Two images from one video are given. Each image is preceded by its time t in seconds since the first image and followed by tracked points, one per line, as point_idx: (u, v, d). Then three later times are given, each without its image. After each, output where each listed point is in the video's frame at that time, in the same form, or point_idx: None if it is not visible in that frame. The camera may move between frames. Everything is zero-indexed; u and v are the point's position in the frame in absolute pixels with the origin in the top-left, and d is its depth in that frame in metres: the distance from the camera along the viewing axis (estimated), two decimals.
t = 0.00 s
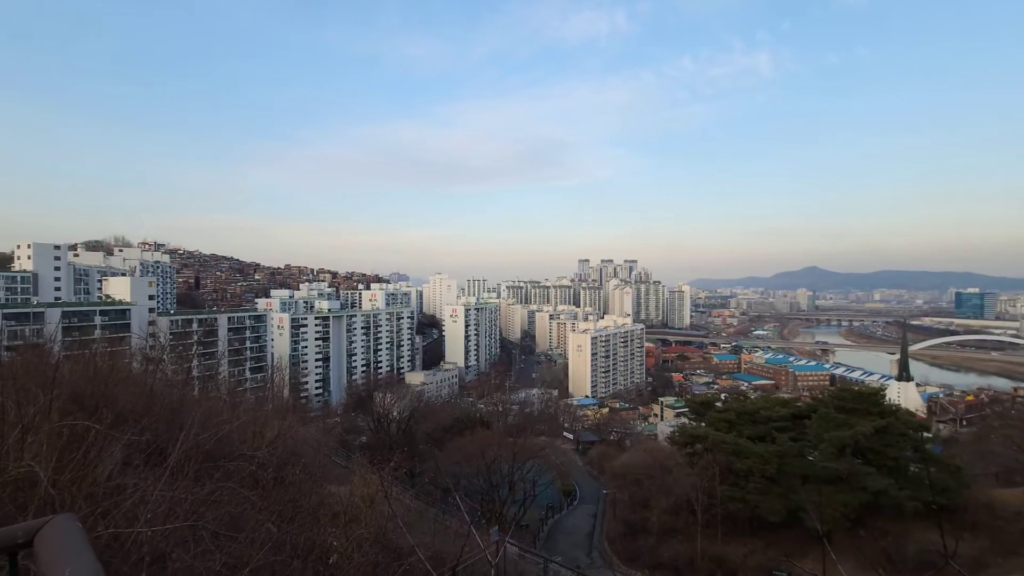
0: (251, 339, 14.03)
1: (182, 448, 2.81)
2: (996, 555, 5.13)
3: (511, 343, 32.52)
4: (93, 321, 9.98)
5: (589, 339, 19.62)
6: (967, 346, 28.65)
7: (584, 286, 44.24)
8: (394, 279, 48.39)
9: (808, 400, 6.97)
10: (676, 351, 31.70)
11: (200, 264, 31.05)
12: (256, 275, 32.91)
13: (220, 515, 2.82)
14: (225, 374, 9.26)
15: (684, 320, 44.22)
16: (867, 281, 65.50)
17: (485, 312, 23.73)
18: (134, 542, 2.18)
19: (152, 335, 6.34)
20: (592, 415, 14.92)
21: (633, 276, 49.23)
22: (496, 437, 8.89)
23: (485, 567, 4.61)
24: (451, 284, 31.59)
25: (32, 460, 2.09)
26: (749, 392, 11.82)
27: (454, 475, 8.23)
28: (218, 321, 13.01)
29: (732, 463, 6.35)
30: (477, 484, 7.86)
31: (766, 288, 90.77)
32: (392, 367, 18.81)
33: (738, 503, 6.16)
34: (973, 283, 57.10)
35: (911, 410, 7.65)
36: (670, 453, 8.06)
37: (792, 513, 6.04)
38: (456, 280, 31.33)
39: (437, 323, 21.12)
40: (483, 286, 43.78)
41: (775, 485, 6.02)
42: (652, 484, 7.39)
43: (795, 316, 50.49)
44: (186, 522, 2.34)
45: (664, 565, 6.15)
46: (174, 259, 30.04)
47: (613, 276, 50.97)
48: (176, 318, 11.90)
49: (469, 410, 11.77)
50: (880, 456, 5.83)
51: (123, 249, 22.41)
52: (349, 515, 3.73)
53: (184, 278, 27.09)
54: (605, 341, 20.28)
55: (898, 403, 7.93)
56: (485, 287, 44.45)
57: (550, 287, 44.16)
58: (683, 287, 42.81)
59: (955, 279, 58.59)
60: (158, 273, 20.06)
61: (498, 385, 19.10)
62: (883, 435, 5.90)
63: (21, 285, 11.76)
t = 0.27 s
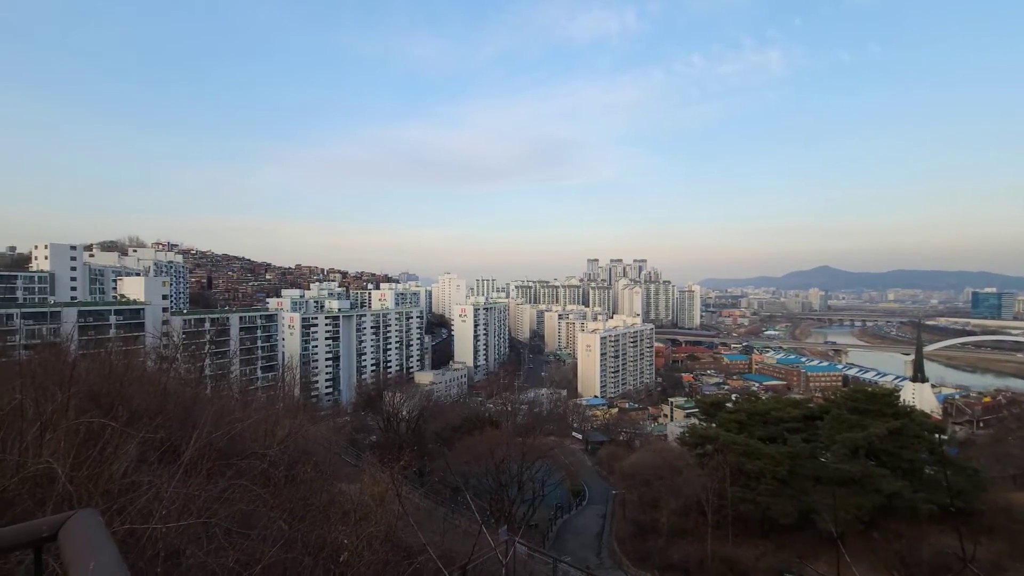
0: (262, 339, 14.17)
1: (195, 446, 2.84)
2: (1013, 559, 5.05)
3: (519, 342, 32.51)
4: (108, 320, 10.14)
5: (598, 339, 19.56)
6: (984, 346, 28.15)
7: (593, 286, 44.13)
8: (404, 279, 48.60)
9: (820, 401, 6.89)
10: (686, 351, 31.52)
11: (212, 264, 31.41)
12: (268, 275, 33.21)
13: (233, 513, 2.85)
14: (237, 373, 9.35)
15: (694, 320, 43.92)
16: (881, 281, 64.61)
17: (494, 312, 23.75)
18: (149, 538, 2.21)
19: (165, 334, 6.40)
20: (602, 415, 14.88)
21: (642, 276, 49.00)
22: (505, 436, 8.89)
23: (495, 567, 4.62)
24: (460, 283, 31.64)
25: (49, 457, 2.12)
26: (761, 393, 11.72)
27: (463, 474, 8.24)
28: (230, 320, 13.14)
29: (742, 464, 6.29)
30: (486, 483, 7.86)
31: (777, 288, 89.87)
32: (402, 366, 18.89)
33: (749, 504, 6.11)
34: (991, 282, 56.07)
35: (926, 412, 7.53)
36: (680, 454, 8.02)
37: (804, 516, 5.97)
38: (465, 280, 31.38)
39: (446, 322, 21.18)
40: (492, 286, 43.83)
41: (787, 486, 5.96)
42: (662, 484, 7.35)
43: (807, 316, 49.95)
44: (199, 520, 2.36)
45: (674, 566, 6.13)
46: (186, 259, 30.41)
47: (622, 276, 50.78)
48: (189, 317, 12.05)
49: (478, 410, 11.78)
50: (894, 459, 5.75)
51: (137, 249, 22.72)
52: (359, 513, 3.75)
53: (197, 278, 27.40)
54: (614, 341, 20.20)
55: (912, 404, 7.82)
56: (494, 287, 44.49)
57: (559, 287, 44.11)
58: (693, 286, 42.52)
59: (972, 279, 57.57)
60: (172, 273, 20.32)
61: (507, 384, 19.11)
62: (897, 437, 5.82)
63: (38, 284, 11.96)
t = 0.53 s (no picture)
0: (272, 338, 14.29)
1: (207, 444, 2.87)
2: None
3: (527, 342, 32.51)
4: (121, 319, 10.27)
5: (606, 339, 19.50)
6: (999, 347, 27.71)
7: (601, 286, 44.02)
8: (412, 279, 48.79)
9: (831, 401, 6.83)
10: (695, 351, 31.35)
11: (223, 264, 31.71)
12: (277, 275, 33.47)
13: (244, 510, 2.88)
14: (247, 372, 9.44)
15: (703, 320, 43.66)
16: (893, 280, 63.80)
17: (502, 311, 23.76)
18: (162, 535, 2.24)
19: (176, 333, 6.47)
20: (610, 415, 14.85)
21: (650, 276, 48.81)
22: (513, 436, 8.89)
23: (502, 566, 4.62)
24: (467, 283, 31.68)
25: (65, 454, 2.16)
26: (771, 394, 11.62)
27: (471, 474, 8.26)
28: (240, 320, 13.26)
29: (752, 465, 6.25)
30: (494, 483, 7.88)
31: (787, 288, 89.09)
32: (410, 366, 18.97)
33: (759, 506, 6.07)
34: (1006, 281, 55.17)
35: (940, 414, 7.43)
36: (688, 454, 7.99)
37: (815, 517, 5.93)
38: (472, 280, 31.42)
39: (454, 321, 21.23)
40: (500, 285, 43.86)
41: (797, 488, 5.92)
42: (670, 485, 7.32)
43: (817, 316, 49.47)
44: (211, 516, 2.39)
45: (683, 567, 6.12)
46: (197, 259, 30.74)
47: (630, 275, 50.59)
48: (200, 317, 12.18)
49: (486, 409, 11.79)
50: (906, 460, 5.69)
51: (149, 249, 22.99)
52: (368, 512, 3.76)
53: (208, 278, 27.69)
54: (622, 341, 20.13)
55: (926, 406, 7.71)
56: (502, 287, 44.52)
57: (567, 287, 44.08)
58: (702, 286, 42.26)
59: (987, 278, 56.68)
60: (183, 273, 20.55)
61: (515, 384, 19.12)
62: (909, 439, 5.75)
63: (53, 284, 12.15)
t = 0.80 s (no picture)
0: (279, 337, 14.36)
1: (214, 442, 2.90)
2: None
3: (533, 342, 32.52)
4: (130, 318, 10.37)
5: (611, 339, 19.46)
6: (1010, 347, 27.40)
7: (607, 285, 43.96)
8: (418, 279, 48.93)
9: (838, 402, 6.78)
10: (701, 350, 31.20)
11: (231, 264, 31.94)
12: (284, 274, 33.68)
13: (251, 508, 2.90)
14: (254, 371, 9.49)
15: (709, 320, 43.51)
16: (902, 280, 63.25)
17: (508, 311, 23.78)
18: (171, 532, 2.26)
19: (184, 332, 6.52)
20: (616, 415, 14.83)
21: (656, 275, 48.69)
22: (519, 436, 8.90)
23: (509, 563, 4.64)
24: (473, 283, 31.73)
25: (76, 451, 2.18)
26: (778, 394, 11.57)
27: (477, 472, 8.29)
28: (247, 319, 13.32)
29: (758, 465, 6.21)
30: (500, 482, 7.89)
31: (795, 288, 88.54)
32: (416, 365, 19.02)
33: (765, 506, 6.03)
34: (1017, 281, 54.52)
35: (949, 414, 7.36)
36: (694, 454, 7.96)
37: (822, 518, 5.89)
38: (478, 279, 31.46)
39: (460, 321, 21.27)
40: (505, 285, 43.89)
41: (804, 488, 5.88)
42: (676, 485, 7.29)
43: (825, 316, 49.15)
44: (219, 514, 2.41)
45: (689, 568, 6.10)
46: (205, 259, 30.94)
47: (636, 275, 50.51)
48: (208, 316, 12.27)
49: (491, 409, 11.81)
50: (915, 462, 5.64)
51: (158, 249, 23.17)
52: (374, 510, 3.78)
53: (215, 278, 27.90)
54: (628, 340, 20.09)
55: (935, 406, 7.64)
56: (507, 287, 44.55)
57: (572, 286, 44.08)
58: (708, 285, 42.10)
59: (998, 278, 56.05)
60: (191, 273, 20.71)
61: (520, 383, 19.13)
62: (918, 440, 5.70)
63: (63, 284, 12.28)
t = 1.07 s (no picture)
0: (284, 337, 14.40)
1: (220, 441, 2.92)
2: None
3: (537, 341, 32.51)
4: (136, 317, 10.44)
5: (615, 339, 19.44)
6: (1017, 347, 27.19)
7: (611, 285, 43.91)
8: (422, 279, 48.99)
9: (844, 402, 6.75)
10: (705, 350, 31.11)
11: (236, 264, 32.10)
12: (288, 274, 33.80)
13: (256, 507, 2.92)
14: (259, 371, 9.53)
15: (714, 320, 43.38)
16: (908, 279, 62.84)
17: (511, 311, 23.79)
18: (177, 530, 2.28)
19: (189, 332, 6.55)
20: (620, 415, 14.81)
21: (660, 275, 48.60)
22: (522, 435, 8.90)
23: (513, 563, 4.65)
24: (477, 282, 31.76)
25: (84, 450, 2.20)
26: (783, 394, 11.53)
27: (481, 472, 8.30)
28: (252, 319, 13.38)
29: (763, 465, 6.20)
30: (504, 482, 7.90)
31: (799, 287, 88.14)
32: (419, 365, 19.06)
33: (770, 507, 6.01)
34: None
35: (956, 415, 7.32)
36: (698, 454, 7.94)
37: (827, 519, 5.87)
38: (482, 279, 31.49)
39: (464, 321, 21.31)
40: (509, 285, 43.90)
41: (809, 489, 5.86)
42: (680, 486, 7.27)
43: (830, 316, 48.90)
44: (224, 512, 2.43)
45: (693, 568, 6.09)
46: (210, 259, 31.07)
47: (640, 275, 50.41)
48: (213, 316, 12.33)
49: (495, 408, 11.83)
50: (921, 462, 5.62)
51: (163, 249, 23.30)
52: (378, 510, 3.79)
53: (220, 278, 28.04)
54: (632, 340, 20.05)
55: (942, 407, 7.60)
56: (511, 286, 44.55)
57: (576, 286, 44.05)
58: (712, 285, 41.97)
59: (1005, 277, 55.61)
60: (197, 273, 20.82)
61: (524, 383, 19.13)
62: (924, 440, 5.67)
63: (70, 284, 12.37)
